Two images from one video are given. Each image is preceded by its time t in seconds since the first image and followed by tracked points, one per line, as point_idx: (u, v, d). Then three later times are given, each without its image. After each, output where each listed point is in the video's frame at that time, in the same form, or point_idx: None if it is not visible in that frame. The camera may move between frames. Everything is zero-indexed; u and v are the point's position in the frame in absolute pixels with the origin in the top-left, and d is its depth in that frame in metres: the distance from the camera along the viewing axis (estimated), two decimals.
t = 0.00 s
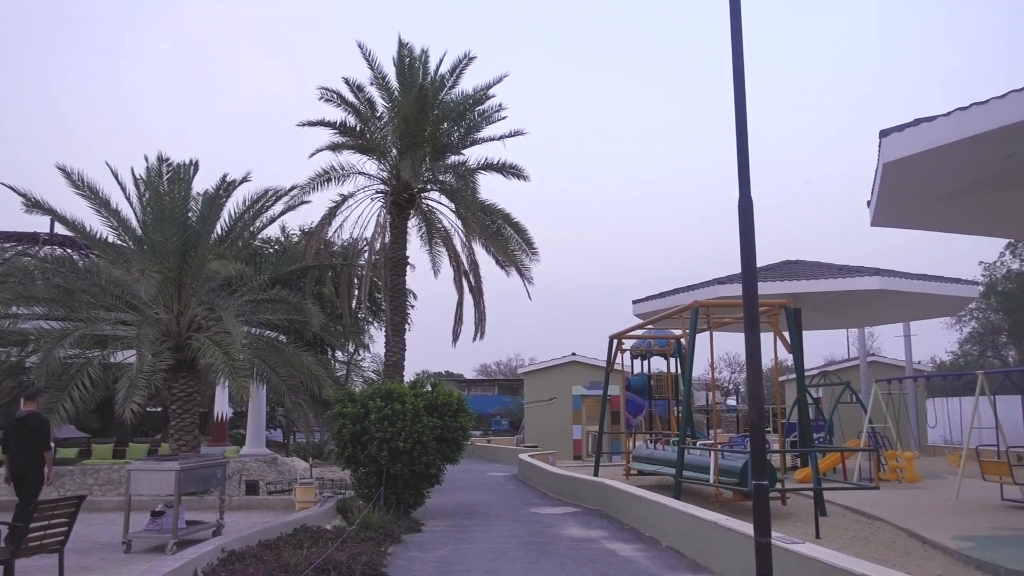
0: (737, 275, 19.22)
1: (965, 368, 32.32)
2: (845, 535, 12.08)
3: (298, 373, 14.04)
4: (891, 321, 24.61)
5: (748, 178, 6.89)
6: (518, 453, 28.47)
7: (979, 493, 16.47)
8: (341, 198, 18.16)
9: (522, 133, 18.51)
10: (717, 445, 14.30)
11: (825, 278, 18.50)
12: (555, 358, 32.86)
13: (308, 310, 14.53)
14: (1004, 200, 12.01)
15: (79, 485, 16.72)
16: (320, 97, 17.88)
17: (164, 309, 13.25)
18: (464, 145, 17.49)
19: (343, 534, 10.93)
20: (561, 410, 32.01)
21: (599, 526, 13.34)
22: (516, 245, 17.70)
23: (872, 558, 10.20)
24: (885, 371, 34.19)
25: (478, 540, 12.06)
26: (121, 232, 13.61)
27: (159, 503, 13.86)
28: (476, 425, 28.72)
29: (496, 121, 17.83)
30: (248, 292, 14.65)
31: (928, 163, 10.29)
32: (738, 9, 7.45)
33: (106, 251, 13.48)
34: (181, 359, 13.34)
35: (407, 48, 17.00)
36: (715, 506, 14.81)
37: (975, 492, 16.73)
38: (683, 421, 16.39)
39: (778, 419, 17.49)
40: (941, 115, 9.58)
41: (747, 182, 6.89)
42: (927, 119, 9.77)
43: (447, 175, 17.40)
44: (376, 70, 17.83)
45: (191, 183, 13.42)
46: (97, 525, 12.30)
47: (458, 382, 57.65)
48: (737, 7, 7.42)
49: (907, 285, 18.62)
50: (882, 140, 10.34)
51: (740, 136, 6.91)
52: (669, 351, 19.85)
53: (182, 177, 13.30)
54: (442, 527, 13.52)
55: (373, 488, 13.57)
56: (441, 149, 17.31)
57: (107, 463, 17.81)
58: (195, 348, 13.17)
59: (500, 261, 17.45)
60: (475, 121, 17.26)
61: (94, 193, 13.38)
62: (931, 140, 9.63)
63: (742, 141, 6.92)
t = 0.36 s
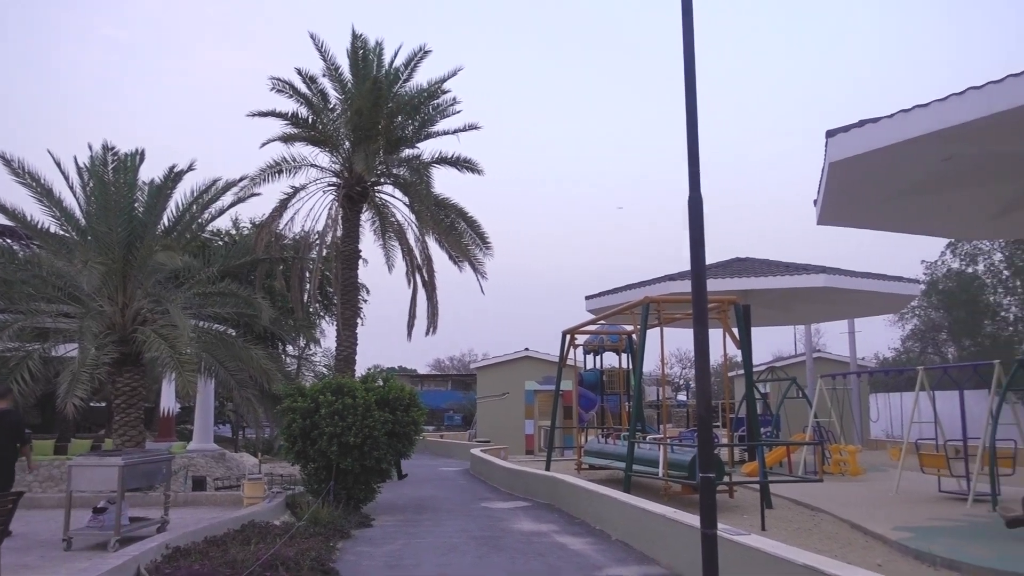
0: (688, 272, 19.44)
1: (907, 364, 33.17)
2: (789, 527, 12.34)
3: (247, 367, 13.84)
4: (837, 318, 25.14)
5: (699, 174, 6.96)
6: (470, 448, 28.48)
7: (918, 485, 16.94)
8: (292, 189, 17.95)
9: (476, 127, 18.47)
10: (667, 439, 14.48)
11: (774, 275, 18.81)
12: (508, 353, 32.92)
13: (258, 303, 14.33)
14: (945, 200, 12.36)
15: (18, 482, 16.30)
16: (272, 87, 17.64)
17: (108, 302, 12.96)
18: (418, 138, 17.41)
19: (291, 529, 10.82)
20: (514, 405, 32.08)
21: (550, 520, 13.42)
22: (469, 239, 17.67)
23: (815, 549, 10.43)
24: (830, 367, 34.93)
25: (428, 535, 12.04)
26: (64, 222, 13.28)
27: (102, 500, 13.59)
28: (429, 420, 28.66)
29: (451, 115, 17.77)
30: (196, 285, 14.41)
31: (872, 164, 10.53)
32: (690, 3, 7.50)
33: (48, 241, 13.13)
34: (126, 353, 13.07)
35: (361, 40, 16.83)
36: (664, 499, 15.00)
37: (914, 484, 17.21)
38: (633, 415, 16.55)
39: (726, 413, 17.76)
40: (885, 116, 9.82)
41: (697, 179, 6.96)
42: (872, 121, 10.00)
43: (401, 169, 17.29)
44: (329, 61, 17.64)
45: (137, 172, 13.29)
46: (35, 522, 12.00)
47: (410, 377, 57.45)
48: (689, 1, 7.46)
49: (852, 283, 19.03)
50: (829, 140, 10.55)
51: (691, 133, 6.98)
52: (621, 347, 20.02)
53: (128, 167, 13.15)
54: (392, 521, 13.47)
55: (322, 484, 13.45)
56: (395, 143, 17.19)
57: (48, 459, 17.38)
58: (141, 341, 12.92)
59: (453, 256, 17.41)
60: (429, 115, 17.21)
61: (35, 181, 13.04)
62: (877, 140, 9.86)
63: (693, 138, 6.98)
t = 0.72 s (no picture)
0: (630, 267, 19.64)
1: (841, 358, 34.07)
2: (725, 517, 12.58)
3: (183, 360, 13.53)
4: (775, 313, 25.69)
5: (640, 168, 7.02)
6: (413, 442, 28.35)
7: (849, 476, 17.44)
8: (231, 179, 17.62)
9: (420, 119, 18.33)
10: (608, 431, 14.65)
11: (714, 271, 19.12)
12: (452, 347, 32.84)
13: (195, 295, 14.03)
14: (878, 200, 12.72)
15: None
16: (212, 74, 17.27)
17: (38, 292, 12.55)
18: (362, 129, 17.24)
19: (228, 524, 10.65)
20: (457, 398, 32.04)
21: (491, 513, 13.45)
22: (413, 232, 17.56)
23: (749, 538, 10.67)
24: (767, 361, 35.70)
25: (369, 528, 11.97)
26: None
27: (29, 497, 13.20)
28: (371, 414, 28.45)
29: (395, 107, 17.62)
30: (130, 276, 14.04)
31: (808, 162, 10.76)
32: None
33: None
34: (56, 344, 12.69)
35: (304, 28, 16.54)
36: (605, 491, 15.17)
37: (845, 475, 17.70)
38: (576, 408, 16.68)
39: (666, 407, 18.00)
40: (822, 116, 10.05)
41: (638, 173, 7.00)
42: (808, 120, 10.23)
43: (344, 160, 17.11)
44: (271, 49, 17.33)
45: (69, 159, 12.87)
46: None
47: (352, 370, 56.92)
48: None
49: (788, 279, 19.45)
50: (767, 138, 10.73)
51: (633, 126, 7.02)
52: (564, 340, 20.14)
53: (59, 153, 12.71)
54: (333, 515, 13.35)
55: (260, 478, 13.25)
56: (338, 133, 16.99)
57: None
58: (72, 333, 12.55)
59: (397, 248, 17.29)
60: (373, 105, 17.04)
61: None
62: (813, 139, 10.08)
63: (635, 132, 7.03)
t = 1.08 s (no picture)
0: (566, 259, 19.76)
1: (770, 350, 34.94)
2: (656, 505, 12.78)
3: (109, 351, 13.04)
4: (707, 306, 26.17)
5: (576, 157, 7.05)
6: (348, 433, 28.10)
7: (777, 464, 17.90)
8: (160, 164, 17.16)
9: (357, 107, 18.09)
10: (544, 422, 14.75)
11: (649, 264, 19.37)
12: (389, 338, 32.63)
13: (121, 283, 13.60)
14: (805, 195, 13.03)
15: None
16: (140, 56, 16.78)
17: None
18: (297, 117, 16.99)
19: (155, 518, 10.41)
20: (394, 390, 31.87)
21: (426, 504, 13.40)
22: (349, 221, 17.34)
23: (680, 525, 10.86)
24: (700, 352, 36.39)
25: (301, 521, 11.83)
26: None
27: None
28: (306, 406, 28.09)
29: (331, 94, 17.36)
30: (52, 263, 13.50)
31: (738, 157, 10.93)
32: None
33: None
34: None
35: (237, 11, 16.12)
36: (540, 481, 15.27)
37: (773, 463, 18.16)
38: (512, 399, 16.74)
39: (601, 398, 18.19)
40: (752, 112, 10.22)
41: (573, 164, 7.04)
42: (739, 115, 10.40)
43: (278, 147, 16.81)
44: (203, 31, 16.89)
45: None
46: None
47: (287, 361, 56.06)
48: None
49: (720, 273, 19.84)
50: (700, 133, 10.86)
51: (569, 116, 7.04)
52: (501, 332, 20.18)
53: None
54: (265, 508, 13.15)
55: (189, 471, 12.97)
56: (272, 120, 16.66)
57: None
58: None
59: (332, 238, 17.08)
60: (309, 92, 16.82)
61: None
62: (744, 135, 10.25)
63: (571, 122, 7.04)
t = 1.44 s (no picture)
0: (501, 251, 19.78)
1: (701, 342, 35.64)
2: (588, 495, 12.93)
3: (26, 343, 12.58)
4: (640, 299, 26.54)
5: (508, 149, 7.06)
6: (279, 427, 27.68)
7: (706, 454, 18.28)
8: (82, 150, 16.58)
9: (290, 95, 17.78)
10: (477, 414, 14.77)
11: (583, 256, 19.53)
12: (321, 330, 32.22)
13: (39, 274, 13.11)
14: (734, 190, 13.28)
15: None
16: (59, 37, 16.16)
17: None
18: (227, 104, 16.57)
19: (75, 516, 10.07)
20: (326, 383, 31.50)
21: (358, 497, 13.30)
22: (281, 212, 17.04)
23: (611, 515, 11.01)
24: (632, 344, 36.90)
25: (230, 516, 11.61)
26: None
27: None
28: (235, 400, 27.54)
29: (262, 82, 17.02)
30: None
31: (670, 152, 11.07)
32: None
33: None
34: None
35: None
36: (474, 473, 15.29)
37: (702, 452, 18.54)
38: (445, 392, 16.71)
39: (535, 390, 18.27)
40: (684, 108, 10.36)
41: (507, 156, 7.04)
42: (672, 112, 10.54)
43: (207, 135, 16.39)
44: (127, 14, 16.37)
45: None
46: None
47: (216, 354, 54.89)
48: None
49: (653, 266, 20.15)
50: (632, 128, 10.95)
51: (502, 109, 7.02)
52: (435, 324, 20.11)
53: None
54: (192, 504, 12.86)
55: (112, 467, 12.59)
56: (201, 106, 16.25)
57: None
58: None
59: (263, 229, 16.78)
60: (240, 79, 16.49)
61: None
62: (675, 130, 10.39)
63: (505, 113, 7.03)
